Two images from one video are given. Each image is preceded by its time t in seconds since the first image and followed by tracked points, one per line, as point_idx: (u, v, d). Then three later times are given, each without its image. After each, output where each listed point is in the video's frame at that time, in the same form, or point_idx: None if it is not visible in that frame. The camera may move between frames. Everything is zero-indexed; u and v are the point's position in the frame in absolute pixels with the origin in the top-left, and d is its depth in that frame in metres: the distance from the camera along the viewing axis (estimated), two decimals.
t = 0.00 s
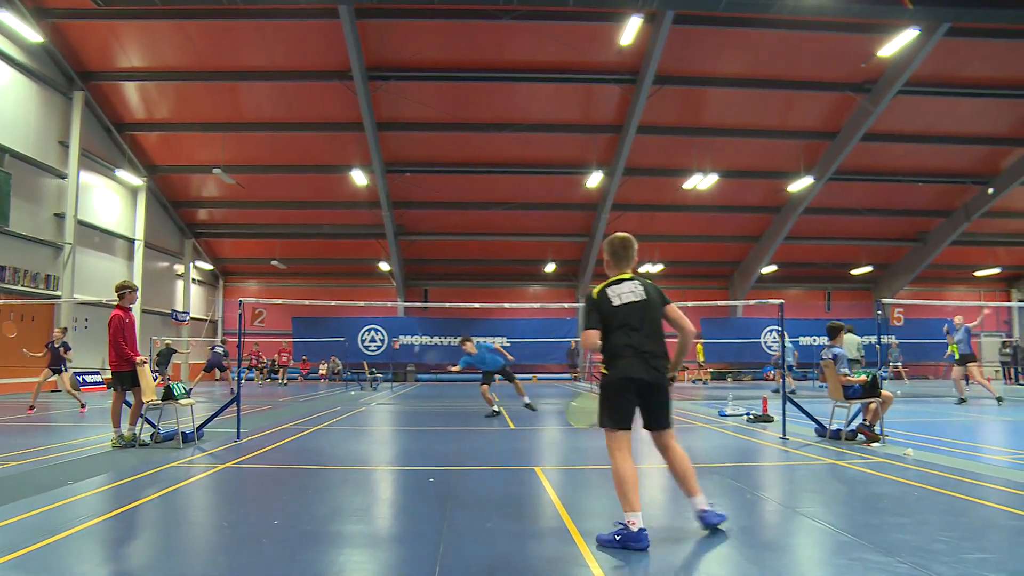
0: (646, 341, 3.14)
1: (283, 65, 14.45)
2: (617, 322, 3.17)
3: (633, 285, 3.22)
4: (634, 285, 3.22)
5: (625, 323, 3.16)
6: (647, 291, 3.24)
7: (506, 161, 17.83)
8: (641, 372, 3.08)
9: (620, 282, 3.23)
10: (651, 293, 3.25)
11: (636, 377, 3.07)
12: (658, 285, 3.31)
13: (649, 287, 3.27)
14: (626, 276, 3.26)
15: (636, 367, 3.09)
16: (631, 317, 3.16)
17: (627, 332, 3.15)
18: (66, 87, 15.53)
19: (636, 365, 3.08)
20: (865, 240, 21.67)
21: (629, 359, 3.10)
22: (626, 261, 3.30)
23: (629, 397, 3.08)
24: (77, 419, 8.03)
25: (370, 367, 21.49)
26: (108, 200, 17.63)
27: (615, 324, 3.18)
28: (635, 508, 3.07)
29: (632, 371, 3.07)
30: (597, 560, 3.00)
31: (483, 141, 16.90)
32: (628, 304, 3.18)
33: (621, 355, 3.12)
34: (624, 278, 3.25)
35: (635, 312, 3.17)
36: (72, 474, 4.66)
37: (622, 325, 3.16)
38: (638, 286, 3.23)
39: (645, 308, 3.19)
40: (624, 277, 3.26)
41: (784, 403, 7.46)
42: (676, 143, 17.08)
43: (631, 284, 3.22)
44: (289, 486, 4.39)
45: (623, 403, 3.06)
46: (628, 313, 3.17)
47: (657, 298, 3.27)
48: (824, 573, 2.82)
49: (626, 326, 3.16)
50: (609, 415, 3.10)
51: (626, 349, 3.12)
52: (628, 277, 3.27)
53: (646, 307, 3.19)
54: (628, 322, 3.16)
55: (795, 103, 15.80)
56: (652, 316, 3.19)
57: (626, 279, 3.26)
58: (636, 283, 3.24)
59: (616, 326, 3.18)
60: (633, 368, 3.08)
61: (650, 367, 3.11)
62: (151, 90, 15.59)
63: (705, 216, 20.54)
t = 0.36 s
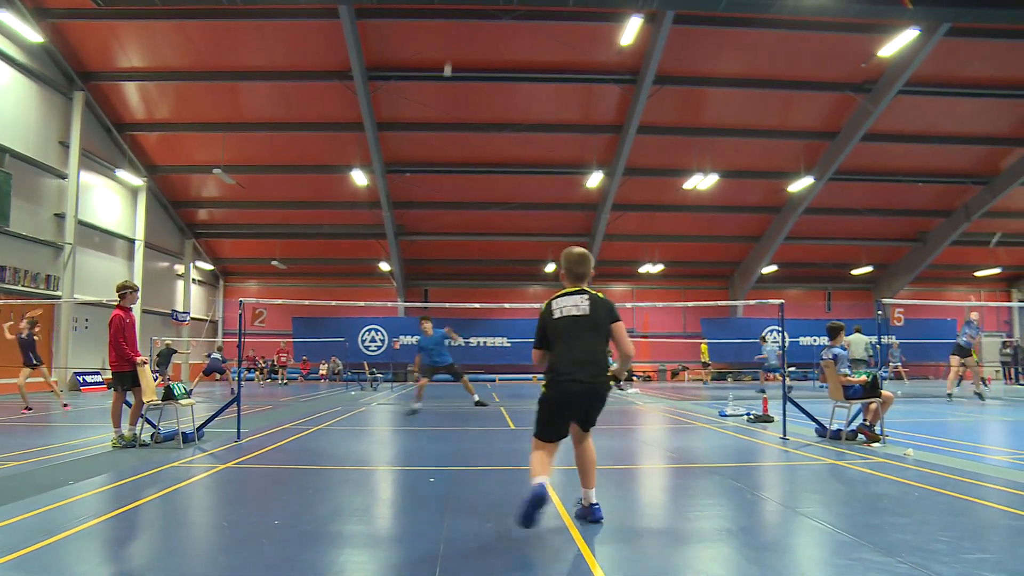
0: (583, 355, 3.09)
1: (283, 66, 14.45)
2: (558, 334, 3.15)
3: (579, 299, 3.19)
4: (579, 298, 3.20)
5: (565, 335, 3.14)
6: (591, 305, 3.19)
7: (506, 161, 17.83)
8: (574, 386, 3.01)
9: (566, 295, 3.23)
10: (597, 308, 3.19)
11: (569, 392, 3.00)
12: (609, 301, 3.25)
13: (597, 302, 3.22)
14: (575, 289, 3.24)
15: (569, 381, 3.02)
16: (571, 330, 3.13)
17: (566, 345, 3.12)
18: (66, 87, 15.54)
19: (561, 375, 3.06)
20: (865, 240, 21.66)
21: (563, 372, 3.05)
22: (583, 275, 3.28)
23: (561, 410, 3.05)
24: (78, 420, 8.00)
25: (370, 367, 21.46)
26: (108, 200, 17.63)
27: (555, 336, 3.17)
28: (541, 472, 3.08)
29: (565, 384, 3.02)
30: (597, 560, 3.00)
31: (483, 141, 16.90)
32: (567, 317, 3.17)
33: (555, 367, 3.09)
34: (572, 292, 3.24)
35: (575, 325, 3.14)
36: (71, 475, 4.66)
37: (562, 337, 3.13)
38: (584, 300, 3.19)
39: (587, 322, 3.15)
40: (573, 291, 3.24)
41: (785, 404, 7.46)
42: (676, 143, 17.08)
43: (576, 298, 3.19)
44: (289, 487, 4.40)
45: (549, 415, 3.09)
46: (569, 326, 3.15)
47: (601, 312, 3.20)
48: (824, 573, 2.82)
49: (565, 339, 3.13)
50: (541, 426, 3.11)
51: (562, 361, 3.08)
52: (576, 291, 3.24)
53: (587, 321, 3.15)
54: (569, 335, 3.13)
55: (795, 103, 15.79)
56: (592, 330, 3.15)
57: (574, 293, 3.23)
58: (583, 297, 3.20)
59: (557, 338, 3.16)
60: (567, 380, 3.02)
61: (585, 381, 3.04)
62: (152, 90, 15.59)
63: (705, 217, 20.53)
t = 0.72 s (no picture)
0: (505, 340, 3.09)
1: (283, 66, 14.45)
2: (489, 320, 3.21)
3: (501, 280, 3.13)
4: (501, 279, 3.13)
5: (493, 320, 3.17)
6: (512, 284, 3.09)
7: (506, 161, 17.83)
8: (496, 372, 3.07)
9: (496, 271, 3.19)
10: (520, 287, 3.08)
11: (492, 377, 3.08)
12: (534, 276, 3.07)
13: (521, 279, 3.10)
14: (504, 268, 3.16)
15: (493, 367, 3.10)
16: (496, 314, 3.13)
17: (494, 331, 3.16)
18: (67, 87, 15.53)
19: (489, 360, 3.13)
20: (865, 240, 21.66)
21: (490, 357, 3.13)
22: (523, 251, 3.17)
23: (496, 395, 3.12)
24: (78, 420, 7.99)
25: (371, 367, 21.46)
26: (108, 201, 17.62)
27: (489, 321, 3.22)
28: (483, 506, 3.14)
29: (491, 370, 3.10)
30: (597, 560, 3.02)
31: (483, 141, 16.90)
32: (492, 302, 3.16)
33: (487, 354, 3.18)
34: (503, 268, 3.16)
35: (498, 309, 3.12)
36: (72, 475, 4.66)
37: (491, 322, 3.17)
38: (507, 280, 3.10)
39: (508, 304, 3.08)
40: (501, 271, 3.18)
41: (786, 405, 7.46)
42: (676, 143, 17.08)
43: (498, 278, 3.14)
44: (290, 487, 4.40)
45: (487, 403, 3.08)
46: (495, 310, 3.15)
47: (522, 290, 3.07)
48: (824, 573, 2.82)
49: (494, 325, 3.16)
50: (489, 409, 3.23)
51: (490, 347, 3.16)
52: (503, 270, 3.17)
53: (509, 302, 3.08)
54: (496, 320, 3.14)
55: (795, 103, 15.79)
56: (519, 311, 3.07)
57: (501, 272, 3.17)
58: (506, 277, 3.12)
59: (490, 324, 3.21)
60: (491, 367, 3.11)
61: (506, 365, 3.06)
62: (152, 90, 15.59)
63: (705, 217, 20.52)
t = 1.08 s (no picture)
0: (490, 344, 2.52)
1: (282, 66, 14.44)
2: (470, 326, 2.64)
3: (482, 282, 2.55)
4: (478, 277, 2.56)
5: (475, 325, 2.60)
6: (493, 284, 2.55)
7: (506, 162, 17.83)
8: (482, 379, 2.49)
9: (461, 281, 2.65)
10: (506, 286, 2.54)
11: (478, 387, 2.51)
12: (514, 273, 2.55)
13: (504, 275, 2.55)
14: (473, 271, 2.59)
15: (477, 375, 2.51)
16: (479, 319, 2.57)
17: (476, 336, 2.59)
18: (67, 88, 15.53)
19: (473, 361, 2.55)
20: (865, 241, 21.66)
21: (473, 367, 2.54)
22: (479, 248, 2.59)
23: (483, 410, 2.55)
24: (78, 421, 7.99)
25: (371, 368, 21.47)
26: (109, 201, 17.63)
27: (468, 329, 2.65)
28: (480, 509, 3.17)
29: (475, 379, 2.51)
30: (597, 560, 3.02)
31: (482, 142, 16.90)
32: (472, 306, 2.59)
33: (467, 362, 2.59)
34: (471, 274, 2.60)
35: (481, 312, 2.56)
36: (73, 475, 4.67)
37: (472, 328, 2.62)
38: (488, 282, 2.54)
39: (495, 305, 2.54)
40: (475, 272, 2.59)
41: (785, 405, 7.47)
42: (675, 143, 17.08)
43: (476, 278, 2.57)
44: (291, 487, 4.42)
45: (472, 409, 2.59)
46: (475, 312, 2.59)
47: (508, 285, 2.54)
48: (824, 573, 2.82)
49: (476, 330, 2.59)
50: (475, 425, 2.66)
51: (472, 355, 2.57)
52: (479, 270, 2.59)
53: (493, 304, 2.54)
54: (477, 325, 2.58)
55: (795, 103, 15.79)
56: (505, 308, 2.53)
57: (474, 275, 2.59)
58: (487, 277, 2.55)
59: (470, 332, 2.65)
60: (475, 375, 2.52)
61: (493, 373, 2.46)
62: (151, 91, 15.58)
63: (705, 217, 20.52)
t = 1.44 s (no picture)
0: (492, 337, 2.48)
1: (282, 66, 14.44)
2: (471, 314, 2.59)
3: (488, 270, 2.49)
4: (484, 265, 2.51)
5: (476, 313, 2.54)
6: (499, 273, 2.48)
7: (506, 161, 17.83)
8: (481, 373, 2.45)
9: (470, 268, 2.56)
10: (511, 275, 2.48)
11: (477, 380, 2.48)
12: (523, 263, 2.51)
13: (510, 265, 2.49)
14: (481, 259, 2.53)
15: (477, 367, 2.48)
16: (481, 308, 2.52)
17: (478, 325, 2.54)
18: (67, 87, 15.52)
19: (475, 354, 2.52)
20: (865, 241, 21.66)
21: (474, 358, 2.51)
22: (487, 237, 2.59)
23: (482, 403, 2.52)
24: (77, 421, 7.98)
25: (370, 368, 21.45)
26: (109, 201, 17.64)
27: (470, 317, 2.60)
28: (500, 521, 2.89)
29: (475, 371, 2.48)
30: (598, 560, 3.02)
31: (482, 142, 16.89)
32: (475, 295, 2.53)
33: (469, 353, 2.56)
34: (479, 259, 2.54)
35: (484, 301, 2.50)
36: (73, 475, 4.67)
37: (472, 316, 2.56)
38: (494, 269, 2.49)
39: (497, 294, 2.47)
40: (482, 259, 2.54)
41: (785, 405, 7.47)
42: (675, 143, 17.08)
43: (483, 267, 2.51)
44: (292, 487, 4.42)
45: (473, 402, 2.59)
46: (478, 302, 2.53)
47: (522, 273, 2.50)
48: (824, 573, 2.82)
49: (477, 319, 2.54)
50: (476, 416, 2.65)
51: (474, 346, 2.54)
52: (486, 258, 2.53)
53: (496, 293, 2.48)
54: (480, 315, 2.53)
55: (795, 103, 15.79)
56: (508, 300, 2.47)
57: (482, 262, 2.53)
58: (493, 264, 2.50)
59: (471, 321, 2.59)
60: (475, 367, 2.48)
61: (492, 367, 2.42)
62: (151, 91, 15.59)
63: (705, 217, 20.52)
